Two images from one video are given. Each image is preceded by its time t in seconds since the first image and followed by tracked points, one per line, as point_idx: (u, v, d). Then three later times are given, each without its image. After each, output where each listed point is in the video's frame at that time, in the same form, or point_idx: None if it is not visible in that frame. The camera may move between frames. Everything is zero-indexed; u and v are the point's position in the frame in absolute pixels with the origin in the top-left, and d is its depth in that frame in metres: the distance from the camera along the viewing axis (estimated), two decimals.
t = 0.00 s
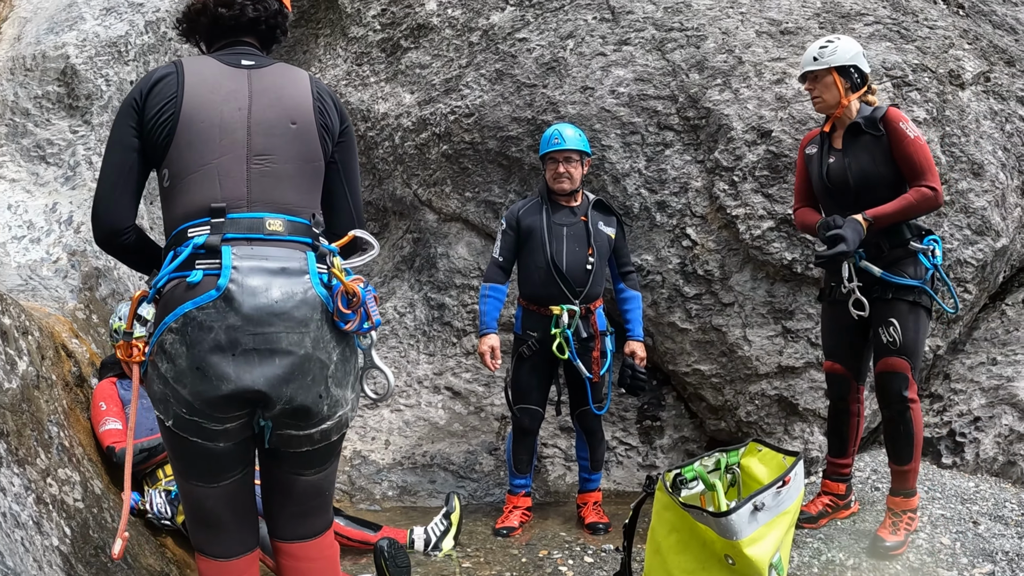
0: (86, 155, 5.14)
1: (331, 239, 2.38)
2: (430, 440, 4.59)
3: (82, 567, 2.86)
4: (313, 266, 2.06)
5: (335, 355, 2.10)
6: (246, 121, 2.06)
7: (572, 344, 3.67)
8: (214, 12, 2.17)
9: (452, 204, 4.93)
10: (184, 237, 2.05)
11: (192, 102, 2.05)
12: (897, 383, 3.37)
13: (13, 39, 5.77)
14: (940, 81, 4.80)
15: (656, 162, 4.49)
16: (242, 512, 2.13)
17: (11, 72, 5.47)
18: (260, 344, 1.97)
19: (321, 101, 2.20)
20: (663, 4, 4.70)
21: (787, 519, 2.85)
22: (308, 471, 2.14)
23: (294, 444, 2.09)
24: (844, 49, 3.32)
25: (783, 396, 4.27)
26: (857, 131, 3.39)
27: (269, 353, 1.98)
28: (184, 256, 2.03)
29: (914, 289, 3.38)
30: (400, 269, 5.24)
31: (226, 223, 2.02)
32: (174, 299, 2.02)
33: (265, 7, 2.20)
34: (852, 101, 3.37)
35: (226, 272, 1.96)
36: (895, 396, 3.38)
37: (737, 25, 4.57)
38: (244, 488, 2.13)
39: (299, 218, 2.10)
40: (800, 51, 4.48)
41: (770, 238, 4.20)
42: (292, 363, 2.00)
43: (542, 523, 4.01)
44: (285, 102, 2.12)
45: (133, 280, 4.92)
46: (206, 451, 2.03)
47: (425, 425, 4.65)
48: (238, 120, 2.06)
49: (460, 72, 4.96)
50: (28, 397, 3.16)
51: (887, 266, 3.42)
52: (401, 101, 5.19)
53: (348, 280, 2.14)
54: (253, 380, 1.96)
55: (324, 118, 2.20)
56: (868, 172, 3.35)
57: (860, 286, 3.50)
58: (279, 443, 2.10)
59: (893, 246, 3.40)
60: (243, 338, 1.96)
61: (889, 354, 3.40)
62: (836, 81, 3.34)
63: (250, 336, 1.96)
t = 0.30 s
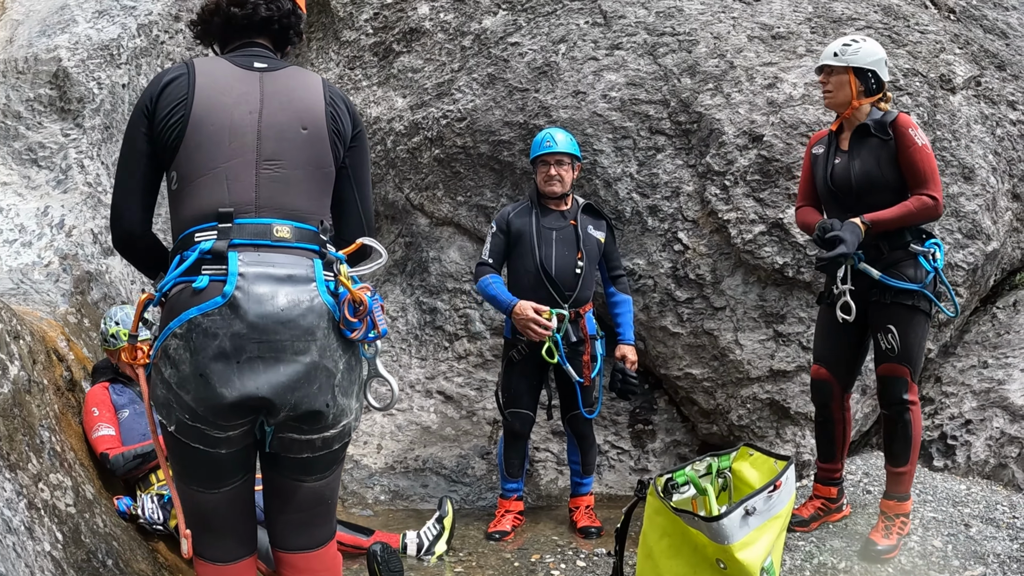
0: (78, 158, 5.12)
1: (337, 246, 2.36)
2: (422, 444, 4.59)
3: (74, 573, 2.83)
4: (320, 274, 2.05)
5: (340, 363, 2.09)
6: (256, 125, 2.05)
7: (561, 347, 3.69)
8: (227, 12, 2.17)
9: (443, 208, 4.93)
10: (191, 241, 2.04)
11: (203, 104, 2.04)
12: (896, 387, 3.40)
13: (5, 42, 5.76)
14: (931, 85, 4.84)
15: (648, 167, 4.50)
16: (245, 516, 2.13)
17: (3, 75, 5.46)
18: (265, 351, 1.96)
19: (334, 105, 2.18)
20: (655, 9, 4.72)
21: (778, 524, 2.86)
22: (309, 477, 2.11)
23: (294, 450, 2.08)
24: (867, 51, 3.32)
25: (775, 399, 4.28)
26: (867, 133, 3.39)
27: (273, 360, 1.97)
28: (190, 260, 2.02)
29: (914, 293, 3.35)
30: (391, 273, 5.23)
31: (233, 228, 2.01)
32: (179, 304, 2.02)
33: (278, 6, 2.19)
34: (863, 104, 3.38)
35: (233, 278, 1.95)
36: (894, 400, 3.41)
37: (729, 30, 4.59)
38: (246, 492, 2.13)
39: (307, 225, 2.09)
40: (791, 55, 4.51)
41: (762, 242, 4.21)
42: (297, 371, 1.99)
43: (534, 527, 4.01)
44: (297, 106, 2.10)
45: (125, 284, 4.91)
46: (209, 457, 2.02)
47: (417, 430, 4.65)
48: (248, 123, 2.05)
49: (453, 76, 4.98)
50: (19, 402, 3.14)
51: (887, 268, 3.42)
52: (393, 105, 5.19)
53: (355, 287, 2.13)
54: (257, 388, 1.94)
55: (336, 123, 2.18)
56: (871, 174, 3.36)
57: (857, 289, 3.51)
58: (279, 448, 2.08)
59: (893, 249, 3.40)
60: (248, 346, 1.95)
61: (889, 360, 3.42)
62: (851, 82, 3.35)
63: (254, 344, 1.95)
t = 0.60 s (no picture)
0: (58, 164, 5.08)
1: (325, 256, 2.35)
2: (402, 451, 4.57)
3: None
4: (308, 286, 2.05)
5: (327, 375, 2.09)
6: (248, 134, 2.04)
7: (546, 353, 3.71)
8: (219, 15, 2.17)
9: (424, 216, 4.93)
10: (179, 250, 2.02)
11: (195, 111, 2.02)
12: (880, 397, 3.42)
13: None
14: (908, 93, 4.90)
15: (627, 175, 4.52)
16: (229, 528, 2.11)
17: None
18: (253, 363, 1.95)
19: (327, 114, 2.16)
20: (635, 18, 4.78)
21: (758, 529, 2.87)
22: (295, 488, 2.09)
23: (279, 460, 2.06)
24: (868, 61, 3.38)
25: (754, 406, 4.30)
26: (857, 141, 3.43)
27: (261, 372, 1.96)
28: (177, 270, 2.01)
29: (902, 302, 3.38)
30: (371, 281, 5.21)
31: (222, 239, 2.00)
32: (166, 314, 2.00)
33: (270, 8, 2.19)
34: (854, 112, 3.42)
35: (221, 290, 1.94)
36: (876, 407, 3.44)
37: (708, 39, 4.66)
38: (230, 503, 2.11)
39: (296, 237, 2.08)
40: (770, 64, 4.58)
41: (740, 250, 4.24)
42: (284, 384, 1.98)
43: (515, 534, 4.00)
44: (289, 115, 2.09)
45: (104, 291, 4.87)
46: (193, 468, 2.00)
47: (397, 437, 4.64)
48: (240, 132, 2.04)
49: (433, 84, 4.99)
50: None
51: (875, 275, 3.43)
52: (374, 112, 5.19)
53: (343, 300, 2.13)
54: (244, 400, 1.94)
55: (328, 132, 2.17)
56: (857, 181, 3.38)
57: (845, 295, 3.51)
58: (264, 458, 2.06)
59: (882, 257, 3.42)
60: (234, 359, 1.94)
61: (874, 368, 3.45)
62: (847, 87, 3.40)
63: (242, 356, 1.94)
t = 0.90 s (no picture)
0: (34, 169, 5.03)
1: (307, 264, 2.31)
2: (379, 459, 4.55)
3: None
4: (292, 295, 2.04)
5: (309, 386, 2.08)
6: (232, 141, 2.02)
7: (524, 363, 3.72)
8: (209, 16, 2.16)
9: (402, 223, 4.93)
10: (160, 257, 2.00)
11: (180, 116, 2.00)
12: (859, 404, 3.44)
13: None
14: (884, 103, 4.96)
15: (605, 183, 4.54)
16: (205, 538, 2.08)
17: None
18: (235, 374, 1.94)
19: (313, 121, 2.16)
20: (613, 27, 4.82)
21: (735, 537, 2.93)
22: (276, 498, 2.07)
23: (259, 470, 2.04)
24: (846, 70, 3.41)
25: (731, 413, 4.32)
26: (835, 148, 3.46)
27: (243, 383, 1.95)
28: (159, 277, 1.99)
29: (881, 311, 3.41)
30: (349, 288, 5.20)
31: (204, 247, 1.98)
32: (147, 322, 1.98)
33: (260, 11, 2.18)
34: (833, 120, 3.44)
35: (203, 299, 1.93)
36: (855, 415, 3.46)
37: (686, 48, 4.72)
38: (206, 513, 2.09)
39: (279, 245, 2.07)
40: (747, 74, 4.65)
41: (717, 258, 4.27)
42: (266, 394, 1.97)
43: (493, 542, 3.99)
44: (276, 121, 2.08)
45: (80, 297, 4.81)
46: (172, 479, 1.98)
47: (375, 445, 4.62)
48: (224, 138, 2.02)
49: (412, 91, 4.99)
50: None
51: (856, 282, 3.46)
52: (353, 119, 5.18)
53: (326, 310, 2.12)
54: (226, 411, 1.92)
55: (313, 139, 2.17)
56: (834, 189, 3.42)
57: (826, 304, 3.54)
58: (244, 468, 2.04)
59: (863, 264, 3.45)
60: (217, 369, 1.93)
61: (853, 375, 3.46)
62: (825, 94, 3.42)
63: (224, 367, 1.93)
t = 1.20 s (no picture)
0: (21, 171, 4.99)
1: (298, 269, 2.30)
2: (367, 464, 4.54)
3: None
4: (281, 301, 2.02)
5: (300, 393, 2.06)
6: (224, 143, 2.01)
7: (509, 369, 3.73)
8: (205, 18, 2.15)
9: (389, 227, 4.92)
10: (149, 261, 1.99)
11: (172, 118, 2.00)
12: (846, 408, 3.46)
13: None
14: (872, 108, 4.99)
15: (592, 188, 4.55)
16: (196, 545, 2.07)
17: None
18: (225, 380, 1.93)
19: (308, 124, 2.14)
20: (602, 32, 4.83)
21: (722, 540, 2.95)
22: (267, 505, 2.05)
23: (249, 477, 2.02)
24: (833, 74, 3.44)
25: (719, 417, 4.34)
26: (820, 153, 3.47)
27: (231, 390, 1.93)
28: (147, 281, 1.97)
29: (867, 315, 3.43)
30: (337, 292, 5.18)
31: (195, 251, 1.96)
32: (136, 327, 1.97)
33: (257, 14, 2.17)
34: (819, 123, 3.46)
35: (193, 304, 1.91)
36: (843, 419, 3.47)
37: (674, 53, 4.74)
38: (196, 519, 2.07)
39: (272, 250, 2.05)
40: (735, 79, 4.69)
41: (705, 262, 4.29)
42: (257, 401, 1.96)
43: (481, 547, 3.99)
44: (270, 124, 2.06)
45: (66, 300, 4.77)
46: (161, 485, 1.96)
47: (362, 450, 4.61)
48: (216, 141, 2.01)
49: (400, 95, 4.99)
50: None
51: (842, 287, 3.47)
52: (341, 123, 5.18)
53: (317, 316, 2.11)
54: (215, 418, 1.91)
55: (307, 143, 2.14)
56: (819, 195, 3.43)
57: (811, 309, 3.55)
58: (234, 474, 2.02)
59: (848, 268, 3.46)
60: (205, 375, 1.92)
61: (840, 379, 3.47)
62: (811, 98, 3.44)
63: (214, 374, 1.92)
